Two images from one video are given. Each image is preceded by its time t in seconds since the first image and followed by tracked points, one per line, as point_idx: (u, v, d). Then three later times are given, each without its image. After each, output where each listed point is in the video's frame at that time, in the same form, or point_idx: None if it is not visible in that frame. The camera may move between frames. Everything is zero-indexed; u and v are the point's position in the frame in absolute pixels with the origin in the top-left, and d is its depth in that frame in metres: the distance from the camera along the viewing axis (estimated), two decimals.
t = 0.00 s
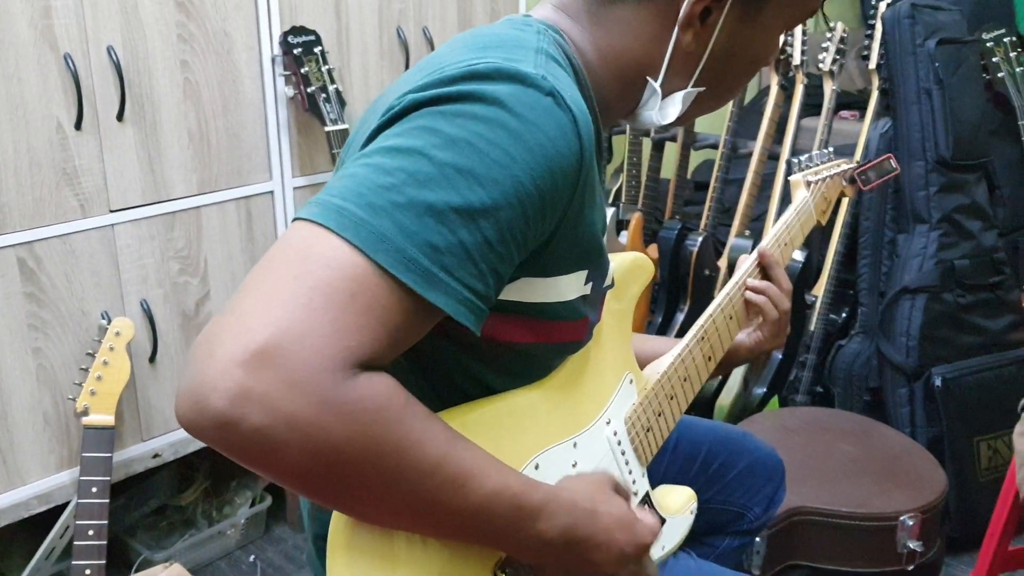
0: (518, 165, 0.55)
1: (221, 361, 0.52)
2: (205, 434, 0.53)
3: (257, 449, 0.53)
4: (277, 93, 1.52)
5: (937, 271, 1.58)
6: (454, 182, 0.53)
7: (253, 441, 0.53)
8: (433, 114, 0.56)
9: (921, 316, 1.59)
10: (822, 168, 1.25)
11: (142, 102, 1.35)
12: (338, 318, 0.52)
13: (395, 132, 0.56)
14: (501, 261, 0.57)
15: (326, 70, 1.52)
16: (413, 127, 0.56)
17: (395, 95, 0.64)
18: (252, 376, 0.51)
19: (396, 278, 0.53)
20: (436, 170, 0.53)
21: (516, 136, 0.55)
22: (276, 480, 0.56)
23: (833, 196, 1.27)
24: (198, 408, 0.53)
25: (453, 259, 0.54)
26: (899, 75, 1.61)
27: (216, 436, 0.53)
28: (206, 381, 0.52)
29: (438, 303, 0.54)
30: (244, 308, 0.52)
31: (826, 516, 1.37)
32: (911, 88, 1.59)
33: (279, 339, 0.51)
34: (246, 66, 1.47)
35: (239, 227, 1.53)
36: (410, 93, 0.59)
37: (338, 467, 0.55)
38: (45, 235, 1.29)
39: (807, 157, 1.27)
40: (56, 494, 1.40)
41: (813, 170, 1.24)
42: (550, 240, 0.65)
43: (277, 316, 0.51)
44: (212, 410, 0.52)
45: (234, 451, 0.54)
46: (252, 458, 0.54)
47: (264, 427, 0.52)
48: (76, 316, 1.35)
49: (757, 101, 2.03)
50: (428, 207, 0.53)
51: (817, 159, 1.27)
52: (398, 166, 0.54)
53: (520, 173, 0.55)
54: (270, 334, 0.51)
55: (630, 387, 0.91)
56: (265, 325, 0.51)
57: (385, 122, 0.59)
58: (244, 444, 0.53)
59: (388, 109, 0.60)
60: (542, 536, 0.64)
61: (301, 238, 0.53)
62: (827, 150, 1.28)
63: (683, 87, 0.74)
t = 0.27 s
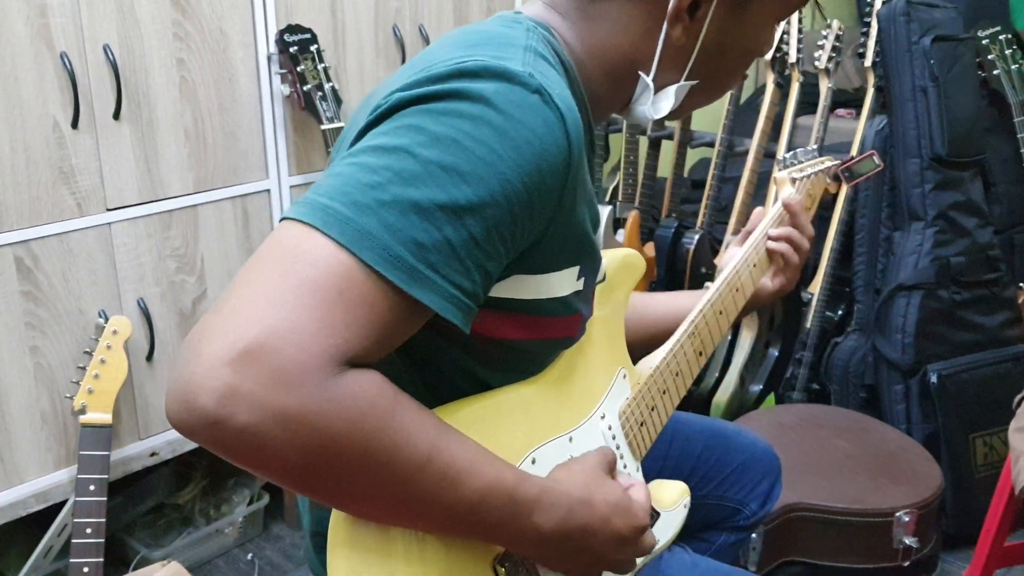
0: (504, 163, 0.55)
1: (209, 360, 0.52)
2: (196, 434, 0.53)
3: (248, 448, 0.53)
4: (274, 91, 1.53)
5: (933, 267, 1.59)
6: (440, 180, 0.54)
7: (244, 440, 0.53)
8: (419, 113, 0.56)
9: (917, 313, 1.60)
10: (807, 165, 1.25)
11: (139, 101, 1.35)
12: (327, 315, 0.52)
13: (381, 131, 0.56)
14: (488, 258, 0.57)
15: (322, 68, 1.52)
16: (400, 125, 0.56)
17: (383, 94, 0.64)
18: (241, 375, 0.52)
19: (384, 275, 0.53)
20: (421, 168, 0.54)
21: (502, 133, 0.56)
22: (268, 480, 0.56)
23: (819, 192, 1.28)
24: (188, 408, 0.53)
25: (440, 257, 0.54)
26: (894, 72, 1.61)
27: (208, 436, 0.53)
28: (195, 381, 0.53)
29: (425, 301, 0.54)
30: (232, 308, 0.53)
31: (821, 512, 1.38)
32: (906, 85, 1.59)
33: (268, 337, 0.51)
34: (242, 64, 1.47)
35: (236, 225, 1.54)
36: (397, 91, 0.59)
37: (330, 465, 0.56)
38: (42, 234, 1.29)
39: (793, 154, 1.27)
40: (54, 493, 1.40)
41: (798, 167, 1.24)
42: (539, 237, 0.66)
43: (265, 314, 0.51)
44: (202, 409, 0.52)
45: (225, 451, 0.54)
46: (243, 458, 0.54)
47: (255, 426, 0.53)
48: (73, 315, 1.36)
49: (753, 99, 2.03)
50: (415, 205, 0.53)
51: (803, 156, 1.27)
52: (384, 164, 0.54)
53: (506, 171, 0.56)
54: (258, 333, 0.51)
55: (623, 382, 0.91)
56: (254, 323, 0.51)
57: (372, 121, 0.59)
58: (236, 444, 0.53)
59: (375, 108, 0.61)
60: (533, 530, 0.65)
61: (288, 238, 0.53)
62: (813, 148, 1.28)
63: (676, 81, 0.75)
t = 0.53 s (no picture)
0: (503, 168, 0.56)
1: (213, 371, 0.52)
2: (200, 445, 0.54)
3: (251, 459, 0.54)
4: (271, 93, 1.53)
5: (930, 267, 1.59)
6: (440, 186, 0.54)
7: (247, 451, 0.53)
8: (417, 119, 0.56)
9: (914, 313, 1.60)
10: (807, 162, 1.25)
11: (137, 103, 1.36)
12: (330, 326, 0.52)
13: (380, 137, 0.56)
14: (488, 264, 0.58)
15: (320, 69, 1.52)
16: (398, 131, 0.56)
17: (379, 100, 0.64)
18: (245, 386, 0.52)
19: (386, 284, 0.53)
20: (421, 174, 0.54)
21: (500, 139, 0.56)
22: (271, 489, 0.57)
23: (819, 189, 1.28)
24: (191, 419, 0.53)
25: (440, 263, 0.55)
26: (891, 72, 1.61)
27: (212, 447, 0.53)
28: (198, 392, 0.53)
29: (426, 307, 0.55)
30: (234, 318, 0.53)
31: (819, 511, 1.38)
32: (903, 85, 1.60)
33: (271, 348, 0.51)
34: (240, 66, 1.47)
35: (234, 227, 1.54)
36: (394, 97, 0.59)
37: (332, 475, 0.56)
38: (40, 236, 1.29)
39: (792, 151, 1.26)
40: (53, 495, 1.40)
41: (797, 165, 1.23)
42: (537, 241, 0.66)
43: (269, 325, 0.51)
44: (206, 421, 0.53)
45: (229, 461, 0.54)
46: (246, 468, 0.54)
47: (258, 437, 0.53)
48: (72, 317, 1.36)
49: (750, 99, 2.03)
50: (415, 212, 0.53)
51: (803, 153, 1.26)
52: (383, 171, 0.54)
53: (504, 176, 0.56)
54: (262, 344, 0.51)
55: (621, 384, 0.91)
56: (257, 334, 0.51)
57: (370, 127, 0.59)
58: (239, 455, 0.54)
59: (372, 113, 0.61)
60: (532, 533, 0.65)
61: (290, 246, 0.53)
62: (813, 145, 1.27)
63: (669, 90, 0.75)
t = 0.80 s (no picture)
0: (502, 174, 0.56)
1: (213, 379, 0.52)
2: (201, 454, 0.54)
3: (252, 467, 0.54)
4: (270, 96, 1.53)
5: (929, 267, 1.59)
6: (440, 193, 0.54)
7: (247, 459, 0.54)
8: (416, 126, 0.56)
9: (913, 313, 1.60)
10: (807, 164, 1.25)
11: (135, 106, 1.36)
12: (329, 333, 0.52)
13: (379, 144, 0.57)
14: (489, 270, 0.58)
15: (318, 72, 1.52)
16: (397, 138, 0.56)
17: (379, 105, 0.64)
18: (244, 395, 0.52)
19: (386, 291, 0.53)
20: (420, 182, 0.54)
21: (500, 144, 0.56)
22: (273, 496, 0.57)
23: (819, 191, 1.28)
24: (192, 428, 0.53)
25: (440, 270, 0.55)
26: (889, 72, 1.61)
27: (213, 456, 0.54)
28: (198, 401, 0.53)
29: (427, 315, 0.55)
30: (234, 326, 0.53)
31: (820, 512, 1.38)
32: (901, 86, 1.60)
33: (270, 355, 0.51)
34: (238, 69, 1.47)
35: (232, 230, 1.54)
36: (394, 103, 0.59)
37: (333, 482, 0.56)
38: (39, 240, 1.29)
39: (791, 153, 1.27)
40: (53, 499, 1.40)
41: (797, 167, 1.24)
42: (538, 246, 0.66)
43: (268, 333, 0.52)
44: (206, 429, 0.53)
45: (230, 470, 0.54)
46: (247, 476, 0.55)
47: (258, 445, 0.53)
48: (71, 321, 1.36)
49: (748, 100, 2.03)
50: (415, 220, 0.53)
51: (802, 155, 1.27)
52: (383, 179, 0.54)
53: (504, 182, 0.56)
54: (261, 353, 0.51)
55: (622, 389, 0.91)
56: (256, 342, 0.52)
57: (369, 133, 0.59)
58: (240, 463, 0.54)
59: (371, 120, 0.61)
60: (534, 538, 0.65)
61: (289, 254, 0.53)
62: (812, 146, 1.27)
63: (668, 96, 0.75)
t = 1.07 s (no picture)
0: (499, 168, 0.56)
1: (208, 373, 0.52)
2: (196, 447, 0.53)
3: (248, 461, 0.54)
4: (265, 93, 1.52)
5: (924, 263, 1.60)
6: (436, 187, 0.54)
7: (243, 452, 0.53)
8: (412, 119, 0.56)
9: (909, 309, 1.60)
10: (805, 159, 1.25)
11: (129, 103, 1.35)
12: (325, 327, 0.52)
13: (375, 138, 0.56)
14: (485, 264, 0.58)
15: (313, 69, 1.52)
16: (393, 132, 0.56)
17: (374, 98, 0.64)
18: (240, 388, 0.52)
19: (382, 285, 0.53)
20: (416, 175, 0.54)
21: (496, 138, 0.56)
22: (268, 491, 0.57)
23: (817, 185, 1.28)
24: (187, 421, 0.53)
25: (437, 264, 0.54)
26: (884, 68, 1.62)
27: (208, 449, 0.53)
28: (194, 394, 0.53)
29: (423, 309, 0.55)
30: (230, 320, 0.53)
31: (816, 508, 1.38)
32: (897, 82, 1.60)
33: (266, 349, 0.51)
34: (233, 66, 1.47)
35: (228, 228, 1.53)
36: (389, 97, 0.59)
37: (329, 476, 0.56)
38: (34, 238, 1.29)
39: (789, 148, 1.27)
40: (49, 497, 1.40)
41: (795, 161, 1.24)
42: (534, 240, 0.66)
43: (263, 327, 0.51)
44: (202, 423, 0.52)
45: (226, 463, 0.54)
46: (242, 469, 0.54)
47: (254, 438, 0.53)
48: (66, 319, 1.35)
49: (743, 96, 2.03)
50: (411, 213, 0.53)
51: (800, 150, 1.27)
52: (379, 172, 0.54)
53: (501, 175, 0.56)
54: (257, 346, 0.51)
55: (619, 384, 0.91)
56: (252, 336, 0.51)
57: (364, 127, 0.59)
58: (236, 457, 0.53)
59: (367, 113, 0.61)
60: (531, 534, 0.65)
61: (284, 248, 0.53)
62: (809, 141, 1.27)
63: (664, 91, 0.75)
